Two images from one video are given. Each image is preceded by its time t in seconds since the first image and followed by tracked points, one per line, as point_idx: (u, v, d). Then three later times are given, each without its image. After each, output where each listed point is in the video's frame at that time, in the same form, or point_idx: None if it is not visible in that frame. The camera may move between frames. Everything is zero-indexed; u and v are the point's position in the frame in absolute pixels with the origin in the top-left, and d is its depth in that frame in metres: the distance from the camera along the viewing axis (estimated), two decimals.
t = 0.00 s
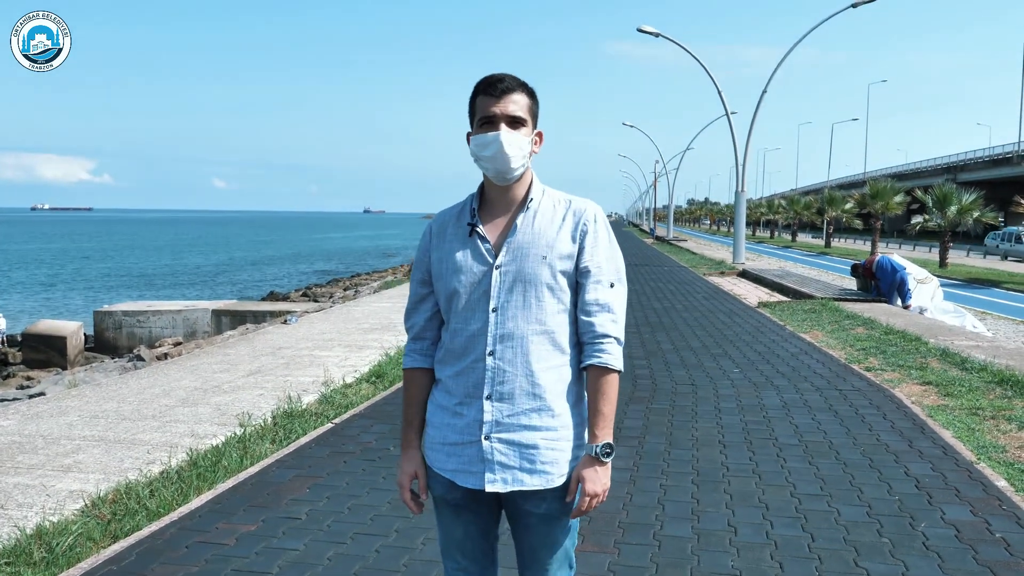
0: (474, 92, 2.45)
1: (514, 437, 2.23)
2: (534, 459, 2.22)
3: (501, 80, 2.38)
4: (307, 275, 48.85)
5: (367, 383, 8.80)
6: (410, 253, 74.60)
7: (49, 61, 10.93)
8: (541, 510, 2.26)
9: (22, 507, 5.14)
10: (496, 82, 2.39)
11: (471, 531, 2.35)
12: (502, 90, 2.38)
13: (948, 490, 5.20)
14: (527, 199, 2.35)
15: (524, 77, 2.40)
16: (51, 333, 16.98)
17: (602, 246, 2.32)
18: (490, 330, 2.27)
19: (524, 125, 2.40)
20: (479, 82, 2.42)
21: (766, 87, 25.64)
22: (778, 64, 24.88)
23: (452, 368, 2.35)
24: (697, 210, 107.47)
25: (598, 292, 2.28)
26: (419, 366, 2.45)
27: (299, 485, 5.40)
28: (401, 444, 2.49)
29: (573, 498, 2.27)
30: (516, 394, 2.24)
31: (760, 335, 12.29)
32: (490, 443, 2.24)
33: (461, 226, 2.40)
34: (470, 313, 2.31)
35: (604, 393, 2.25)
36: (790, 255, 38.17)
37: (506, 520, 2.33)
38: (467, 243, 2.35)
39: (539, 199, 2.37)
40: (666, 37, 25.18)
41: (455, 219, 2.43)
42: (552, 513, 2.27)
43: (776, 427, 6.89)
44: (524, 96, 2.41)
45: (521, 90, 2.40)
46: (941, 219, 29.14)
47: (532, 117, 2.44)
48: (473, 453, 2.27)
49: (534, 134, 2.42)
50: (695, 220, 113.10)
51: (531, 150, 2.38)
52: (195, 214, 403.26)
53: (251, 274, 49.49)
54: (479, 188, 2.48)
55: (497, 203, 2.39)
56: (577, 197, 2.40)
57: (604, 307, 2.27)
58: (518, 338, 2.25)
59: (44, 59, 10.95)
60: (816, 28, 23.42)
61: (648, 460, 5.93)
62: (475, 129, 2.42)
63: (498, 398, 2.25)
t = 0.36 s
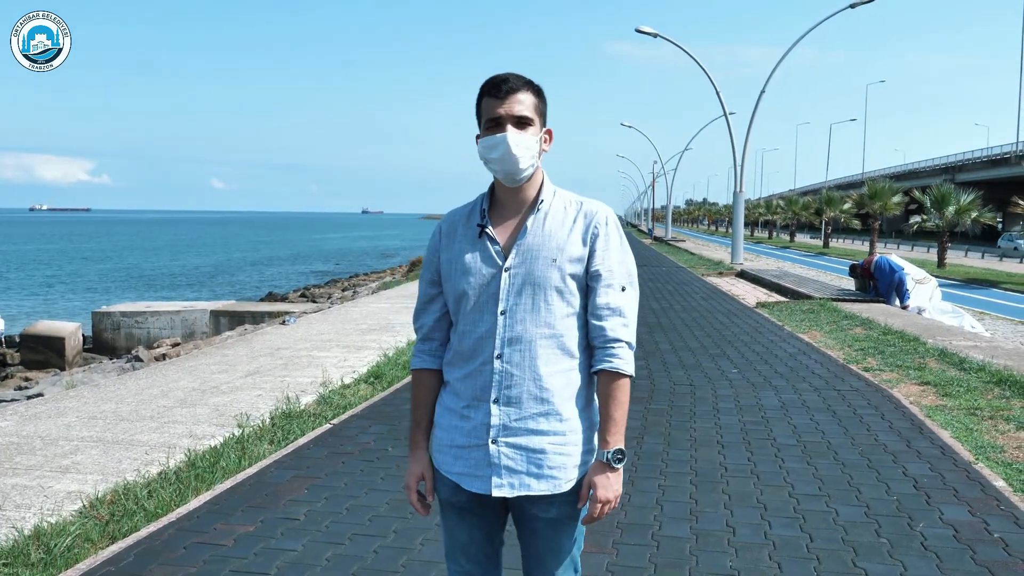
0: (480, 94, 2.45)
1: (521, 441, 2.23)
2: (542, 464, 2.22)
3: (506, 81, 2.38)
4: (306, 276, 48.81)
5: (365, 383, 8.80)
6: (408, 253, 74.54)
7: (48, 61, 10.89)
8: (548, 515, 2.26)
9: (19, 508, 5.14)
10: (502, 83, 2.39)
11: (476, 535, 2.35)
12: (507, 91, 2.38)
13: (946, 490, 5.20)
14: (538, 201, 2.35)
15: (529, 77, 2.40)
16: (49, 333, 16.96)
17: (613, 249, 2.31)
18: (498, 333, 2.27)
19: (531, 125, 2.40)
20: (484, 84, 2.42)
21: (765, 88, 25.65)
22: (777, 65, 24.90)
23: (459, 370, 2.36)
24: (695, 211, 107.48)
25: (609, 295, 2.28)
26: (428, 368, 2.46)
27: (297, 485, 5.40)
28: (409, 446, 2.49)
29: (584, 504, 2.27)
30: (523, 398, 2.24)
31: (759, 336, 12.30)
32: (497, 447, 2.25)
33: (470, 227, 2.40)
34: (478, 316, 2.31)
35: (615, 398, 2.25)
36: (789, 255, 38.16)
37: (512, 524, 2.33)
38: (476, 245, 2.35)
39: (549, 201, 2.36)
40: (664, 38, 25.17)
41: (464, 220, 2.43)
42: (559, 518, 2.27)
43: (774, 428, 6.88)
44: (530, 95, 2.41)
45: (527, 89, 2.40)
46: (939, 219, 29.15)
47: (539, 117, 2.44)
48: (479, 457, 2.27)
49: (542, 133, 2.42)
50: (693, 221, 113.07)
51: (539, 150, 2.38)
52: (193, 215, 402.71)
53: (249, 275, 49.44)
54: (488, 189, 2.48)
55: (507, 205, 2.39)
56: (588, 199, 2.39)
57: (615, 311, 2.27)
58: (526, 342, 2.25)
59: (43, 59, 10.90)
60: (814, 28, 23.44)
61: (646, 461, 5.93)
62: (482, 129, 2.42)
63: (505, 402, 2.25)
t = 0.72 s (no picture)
0: (486, 94, 2.45)
1: (527, 446, 2.23)
2: (546, 469, 2.22)
3: (512, 80, 2.38)
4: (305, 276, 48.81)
5: (364, 384, 8.79)
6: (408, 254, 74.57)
7: (48, 61, 11.41)
8: (553, 520, 2.26)
9: (19, 509, 5.13)
10: (507, 82, 2.39)
11: (479, 539, 2.35)
12: (513, 89, 2.38)
13: (946, 491, 5.20)
14: (546, 202, 2.35)
15: (535, 75, 2.40)
16: (49, 334, 16.96)
17: (622, 252, 2.30)
18: (504, 336, 2.27)
19: (537, 123, 2.40)
20: (490, 83, 2.42)
21: (764, 88, 25.66)
22: (776, 65, 24.89)
23: (464, 373, 2.36)
24: (695, 211, 107.50)
25: (618, 299, 2.27)
26: (434, 369, 2.46)
27: (297, 486, 5.40)
28: (413, 447, 2.49)
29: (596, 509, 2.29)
30: (529, 402, 2.24)
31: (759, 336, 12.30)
32: (501, 451, 2.25)
33: (477, 228, 2.40)
34: (484, 318, 2.31)
35: (624, 404, 2.25)
36: (788, 255, 38.17)
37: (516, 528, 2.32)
38: (483, 246, 2.35)
39: (558, 202, 2.36)
40: (664, 38, 25.17)
41: (471, 221, 2.43)
42: (564, 523, 2.27)
43: (774, 428, 6.87)
44: (536, 93, 2.41)
45: (533, 87, 2.40)
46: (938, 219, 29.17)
47: (546, 115, 2.44)
48: (484, 461, 2.27)
49: (550, 131, 2.42)
50: (693, 221, 113.12)
51: (546, 148, 2.38)
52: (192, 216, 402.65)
53: (249, 275, 49.43)
54: (495, 190, 2.48)
55: (515, 206, 2.40)
56: (597, 201, 2.39)
57: (624, 315, 2.26)
58: (533, 345, 2.24)
59: (44, 59, 11.41)
60: (814, 29, 23.46)
61: (646, 461, 5.93)
62: (488, 129, 2.42)
63: (509, 406, 2.25)
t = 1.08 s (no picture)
0: (486, 93, 2.45)
1: (525, 448, 2.23)
2: (544, 471, 2.22)
3: (512, 79, 2.38)
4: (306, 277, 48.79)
5: (365, 385, 8.78)
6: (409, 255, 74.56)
7: (48, 61, 11.30)
8: (552, 522, 2.26)
9: (20, 510, 5.14)
10: (508, 81, 2.39)
11: (478, 541, 2.35)
12: (513, 89, 2.38)
13: (947, 491, 5.20)
14: (546, 202, 2.36)
15: (536, 75, 2.40)
16: (49, 335, 16.97)
17: (623, 253, 2.30)
18: (503, 337, 2.27)
19: (537, 124, 2.40)
20: (491, 83, 2.43)
21: (765, 89, 25.64)
22: (778, 65, 24.87)
23: (463, 373, 2.36)
24: (695, 211, 107.47)
25: (618, 301, 2.27)
26: (434, 369, 2.47)
27: (298, 487, 5.40)
28: (413, 448, 2.49)
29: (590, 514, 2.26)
30: (527, 404, 2.24)
31: (760, 336, 12.29)
32: (499, 453, 2.25)
33: (479, 228, 2.41)
34: (483, 320, 2.32)
35: (623, 406, 2.24)
36: (789, 256, 38.14)
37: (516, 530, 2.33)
38: (484, 246, 2.36)
39: (558, 202, 2.36)
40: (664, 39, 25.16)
41: (472, 220, 2.44)
42: (562, 526, 2.27)
43: (775, 429, 6.87)
44: (537, 93, 2.41)
45: (534, 87, 2.40)
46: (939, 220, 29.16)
47: (548, 115, 2.44)
48: (482, 463, 2.27)
49: (550, 131, 2.42)
50: (694, 221, 113.05)
51: (546, 148, 2.38)
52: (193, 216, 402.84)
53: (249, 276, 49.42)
54: (497, 190, 2.49)
55: (516, 206, 2.40)
56: (598, 202, 2.39)
57: (624, 317, 2.26)
58: (531, 347, 2.24)
59: (43, 59, 11.30)
60: (815, 30, 23.44)
61: (647, 462, 5.93)
62: (489, 128, 2.43)
63: (508, 407, 2.26)
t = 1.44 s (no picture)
0: (482, 96, 2.45)
1: (523, 448, 2.23)
2: (542, 471, 2.22)
3: (508, 81, 2.38)
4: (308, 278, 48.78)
5: (367, 386, 8.77)
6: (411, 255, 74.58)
7: (48, 61, 10.74)
8: (549, 520, 2.26)
9: (22, 510, 5.14)
10: (503, 83, 2.39)
11: (476, 541, 2.35)
12: (508, 91, 2.38)
13: (949, 492, 5.19)
14: (541, 204, 2.36)
15: (531, 77, 2.39)
16: (52, 336, 16.98)
17: (617, 254, 2.30)
18: (499, 339, 2.27)
19: (533, 127, 2.40)
20: (486, 85, 2.42)
21: (767, 90, 25.61)
22: (779, 66, 24.83)
23: (459, 375, 2.36)
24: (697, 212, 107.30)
25: (612, 302, 2.27)
26: (429, 370, 2.47)
27: (300, 488, 5.40)
28: (409, 448, 2.50)
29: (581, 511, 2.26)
30: (524, 405, 2.24)
31: (762, 337, 12.28)
32: (496, 454, 2.25)
33: (473, 230, 2.41)
34: (479, 321, 2.31)
35: (616, 405, 2.24)
36: (792, 257, 38.09)
37: (513, 529, 2.33)
38: (479, 248, 2.36)
39: (553, 204, 2.36)
40: (666, 40, 25.16)
41: (467, 222, 2.44)
42: (559, 525, 2.27)
43: (777, 430, 6.86)
44: (533, 95, 2.40)
45: (529, 90, 2.40)
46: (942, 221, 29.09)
47: (542, 117, 2.44)
48: (480, 464, 2.27)
49: (545, 135, 2.42)
50: (696, 222, 112.91)
51: (541, 151, 2.38)
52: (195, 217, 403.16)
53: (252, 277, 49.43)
54: (491, 191, 2.49)
55: (510, 208, 2.40)
56: (592, 203, 2.38)
57: (618, 317, 2.26)
58: (527, 348, 2.24)
59: (43, 59, 10.73)
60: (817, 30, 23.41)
61: (649, 463, 5.92)
62: (483, 132, 2.43)
63: (505, 408, 2.25)
